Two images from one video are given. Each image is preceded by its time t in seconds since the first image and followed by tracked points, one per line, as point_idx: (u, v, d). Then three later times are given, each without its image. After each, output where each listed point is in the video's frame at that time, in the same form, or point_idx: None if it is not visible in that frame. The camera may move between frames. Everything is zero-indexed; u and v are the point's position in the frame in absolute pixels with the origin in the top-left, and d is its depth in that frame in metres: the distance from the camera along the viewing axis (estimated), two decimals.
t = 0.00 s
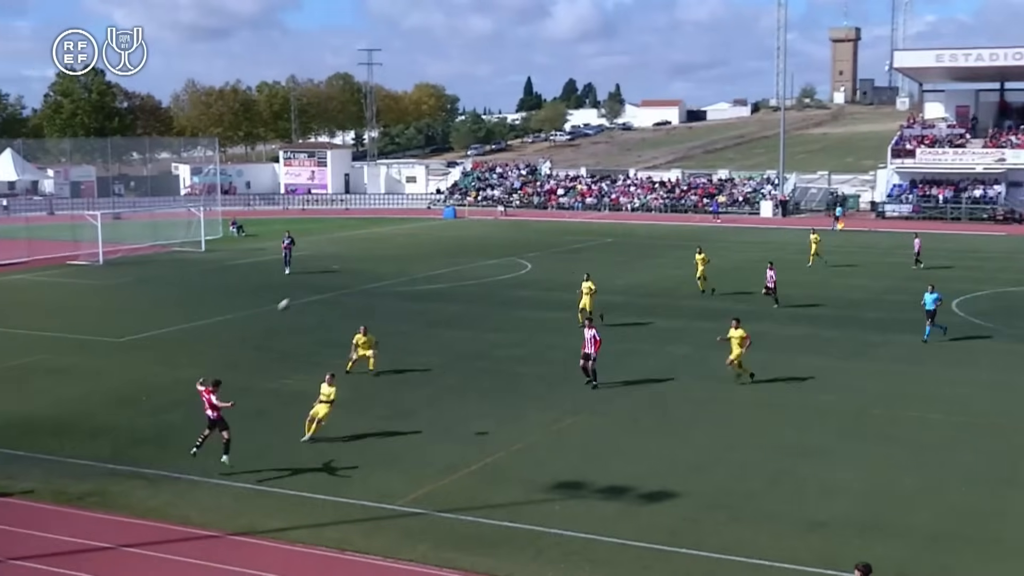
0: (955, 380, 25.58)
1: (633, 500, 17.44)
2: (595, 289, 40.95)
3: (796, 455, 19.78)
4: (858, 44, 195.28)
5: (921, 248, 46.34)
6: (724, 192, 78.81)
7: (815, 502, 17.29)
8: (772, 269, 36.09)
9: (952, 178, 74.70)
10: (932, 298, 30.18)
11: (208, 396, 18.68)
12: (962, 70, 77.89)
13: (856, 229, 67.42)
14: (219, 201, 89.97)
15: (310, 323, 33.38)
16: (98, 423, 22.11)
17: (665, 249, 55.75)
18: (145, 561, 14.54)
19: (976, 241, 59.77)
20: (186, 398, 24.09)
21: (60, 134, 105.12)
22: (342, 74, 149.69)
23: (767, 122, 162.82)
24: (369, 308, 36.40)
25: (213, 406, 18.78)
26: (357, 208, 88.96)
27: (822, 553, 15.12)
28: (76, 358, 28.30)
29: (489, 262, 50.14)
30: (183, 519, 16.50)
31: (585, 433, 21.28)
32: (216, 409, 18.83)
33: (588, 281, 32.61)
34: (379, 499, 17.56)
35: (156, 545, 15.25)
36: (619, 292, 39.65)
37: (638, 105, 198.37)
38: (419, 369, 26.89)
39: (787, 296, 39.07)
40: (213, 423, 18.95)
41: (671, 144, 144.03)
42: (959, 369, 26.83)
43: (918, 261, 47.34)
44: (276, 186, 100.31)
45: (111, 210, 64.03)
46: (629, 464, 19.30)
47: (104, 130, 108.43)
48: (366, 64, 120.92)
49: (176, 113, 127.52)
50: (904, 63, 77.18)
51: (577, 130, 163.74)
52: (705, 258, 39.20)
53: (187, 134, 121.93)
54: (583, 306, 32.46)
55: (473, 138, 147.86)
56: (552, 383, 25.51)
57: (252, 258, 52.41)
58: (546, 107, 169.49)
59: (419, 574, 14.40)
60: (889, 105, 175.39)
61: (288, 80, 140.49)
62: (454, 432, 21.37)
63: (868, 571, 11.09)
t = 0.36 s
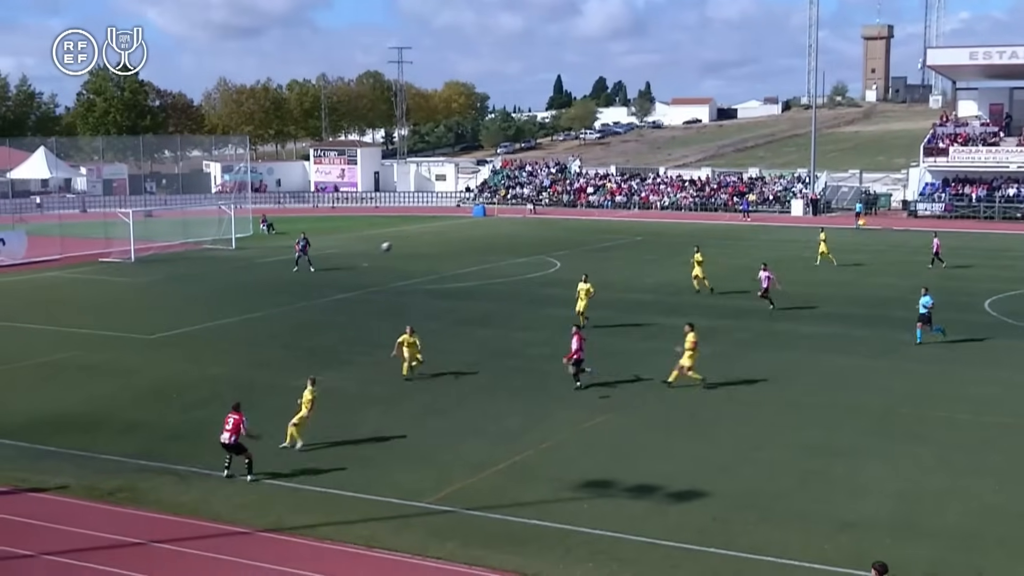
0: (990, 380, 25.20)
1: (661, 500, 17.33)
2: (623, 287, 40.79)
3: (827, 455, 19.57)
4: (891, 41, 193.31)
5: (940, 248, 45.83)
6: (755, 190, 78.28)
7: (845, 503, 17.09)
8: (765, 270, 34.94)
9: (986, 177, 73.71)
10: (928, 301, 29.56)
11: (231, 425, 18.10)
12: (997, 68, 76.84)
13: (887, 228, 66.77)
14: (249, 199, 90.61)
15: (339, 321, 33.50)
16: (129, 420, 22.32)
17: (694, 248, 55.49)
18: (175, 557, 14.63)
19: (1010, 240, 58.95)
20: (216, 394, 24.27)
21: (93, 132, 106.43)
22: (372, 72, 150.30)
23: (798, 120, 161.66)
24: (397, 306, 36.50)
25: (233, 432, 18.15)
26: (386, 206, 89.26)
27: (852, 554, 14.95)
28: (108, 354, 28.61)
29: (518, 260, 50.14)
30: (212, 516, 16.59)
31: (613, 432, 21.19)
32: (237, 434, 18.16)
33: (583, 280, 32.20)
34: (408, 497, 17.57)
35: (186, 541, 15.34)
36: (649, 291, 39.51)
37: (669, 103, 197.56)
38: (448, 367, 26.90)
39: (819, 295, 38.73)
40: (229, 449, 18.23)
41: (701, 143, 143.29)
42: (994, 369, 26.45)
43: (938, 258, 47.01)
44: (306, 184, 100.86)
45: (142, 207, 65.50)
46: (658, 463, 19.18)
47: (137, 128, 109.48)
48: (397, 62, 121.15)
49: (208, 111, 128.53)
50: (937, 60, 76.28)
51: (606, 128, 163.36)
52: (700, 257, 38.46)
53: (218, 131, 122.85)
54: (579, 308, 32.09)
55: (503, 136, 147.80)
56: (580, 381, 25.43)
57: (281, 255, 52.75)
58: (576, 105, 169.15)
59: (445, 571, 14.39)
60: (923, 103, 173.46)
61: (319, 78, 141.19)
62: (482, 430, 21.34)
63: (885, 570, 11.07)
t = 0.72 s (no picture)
0: (995, 379, 25.15)
1: (664, 498, 17.32)
2: (628, 286, 40.78)
3: (831, 454, 19.55)
4: (895, 40, 193.32)
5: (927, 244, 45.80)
6: (759, 188, 78.26)
7: (849, 502, 17.06)
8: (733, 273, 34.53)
9: (990, 175, 73.60)
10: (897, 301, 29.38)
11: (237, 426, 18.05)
12: (1002, 66, 76.67)
13: (891, 226, 66.65)
14: (253, 197, 90.62)
15: (343, 319, 33.51)
16: (132, 417, 22.32)
17: (698, 246, 55.39)
18: (180, 555, 14.62)
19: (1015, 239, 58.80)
20: (219, 393, 24.26)
21: (98, 130, 106.68)
22: (376, 70, 150.68)
23: (802, 118, 161.48)
24: (401, 304, 36.49)
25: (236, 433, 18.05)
26: (390, 204, 89.21)
27: (855, 553, 14.92)
28: (111, 352, 28.62)
29: (521, 258, 50.13)
30: (216, 514, 16.59)
31: (618, 430, 21.15)
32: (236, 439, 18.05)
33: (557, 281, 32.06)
34: (411, 495, 17.57)
35: (190, 539, 15.34)
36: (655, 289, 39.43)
37: (673, 101, 197.41)
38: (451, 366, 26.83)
39: (822, 293, 38.67)
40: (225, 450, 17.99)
41: (706, 141, 143.14)
42: (999, 368, 26.38)
43: (925, 256, 47.17)
44: (310, 182, 100.96)
45: (146, 205, 65.51)
46: (662, 461, 19.15)
47: (141, 126, 109.41)
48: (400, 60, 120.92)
49: (212, 109, 128.52)
50: (942, 58, 76.11)
51: (611, 126, 163.25)
52: (675, 252, 38.91)
53: (222, 129, 122.84)
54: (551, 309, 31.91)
55: (507, 134, 147.64)
56: (584, 380, 25.37)
57: (285, 254, 52.71)
58: (580, 103, 168.95)
59: (449, 569, 14.39)
60: (928, 100, 173.18)
61: (322, 77, 141.27)
62: (486, 429, 21.34)
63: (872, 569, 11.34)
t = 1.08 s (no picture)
0: (994, 377, 25.18)
1: (663, 496, 17.32)
2: (626, 283, 40.78)
3: (829, 451, 19.55)
4: (894, 38, 193.36)
5: (916, 240, 45.82)
6: (758, 186, 78.27)
7: (848, 499, 17.09)
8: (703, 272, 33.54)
9: (989, 173, 73.62)
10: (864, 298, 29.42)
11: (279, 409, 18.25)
12: (1001, 64, 76.65)
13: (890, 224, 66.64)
14: (253, 194, 90.61)
15: (341, 317, 33.49)
16: (132, 415, 22.34)
17: (698, 244, 55.40)
18: (180, 553, 14.63)
19: (1013, 236, 58.80)
20: (218, 390, 24.28)
21: (96, 128, 106.69)
22: (376, 68, 150.84)
23: (800, 116, 161.46)
24: (400, 302, 36.48)
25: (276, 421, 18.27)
26: (389, 202, 89.21)
27: (853, 551, 14.92)
28: (111, 350, 28.64)
29: (521, 256, 50.08)
30: (216, 512, 16.60)
31: (618, 428, 21.16)
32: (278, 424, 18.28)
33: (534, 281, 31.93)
34: (411, 493, 17.58)
35: (189, 537, 15.35)
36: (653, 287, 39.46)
37: (673, 99, 197.45)
38: (450, 364, 26.84)
39: (822, 291, 38.68)
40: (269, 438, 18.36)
41: (705, 139, 143.09)
42: (998, 365, 26.40)
43: (912, 253, 47.28)
44: (309, 179, 100.99)
45: (145, 203, 65.50)
46: (660, 459, 19.14)
47: (140, 124, 109.36)
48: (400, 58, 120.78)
49: (211, 107, 128.51)
50: (941, 56, 76.10)
51: (610, 125, 163.19)
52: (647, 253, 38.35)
53: (221, 127, 122.83)
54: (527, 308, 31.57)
55: (506, 132, 147.56)
56: (583, 378, 25.38)
57: (285, 252, 52.69)
58: (580, 100, 168.91)
59: (449, 567, 14.41)
60: (927, 98, 173.09)
61: (321, 74, 141.22)
62: (485, 426, 21.32)
63: (858, 561, 11.39)
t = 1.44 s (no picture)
0: (992, 373, 25.19)
1: (660, 492, 17.35)
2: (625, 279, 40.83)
3: (827, 447, 19.58)
4: (892, 34, 193.40)
5: (899, 236, 46.01)
6: (756, 183, 78.32)
7: (846, 495, 17.11)
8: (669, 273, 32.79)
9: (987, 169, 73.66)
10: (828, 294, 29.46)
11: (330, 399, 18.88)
12: (999, 60, 76.65)
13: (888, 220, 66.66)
14: (251, 190, 90.59)
15: (340, 313, 33.50)
16: (131, 412, 22.36)
17: (697, 240, 55.46)
18: (178, 549, 14.64)
19: (1011, 232, 58.82)
20: (217, 387, 24.30)
21: (94, 124, 106.72)
22: (375, 64, 150.81)
23: (799, 113, 161.38)
24: (399, 298, 36.49)
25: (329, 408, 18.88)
26: (387, 198, 89.20)
27: (849, 547, 14.96)
28: (110, 346, 28.65)
29: (520, 252, 50.12)
30: (215, 509, 16.61)
31: (616, 424, 21.18)
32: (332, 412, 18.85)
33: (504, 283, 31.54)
34: (410, 489, 17.59)
35: (187, 533, 15.35)
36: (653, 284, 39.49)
37: (671, 95, 197.46)
38: (448, 360, 26.84)
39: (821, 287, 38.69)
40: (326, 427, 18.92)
41: (703, 135, 143.11)
42: (996, 361, 26.42)
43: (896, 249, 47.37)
44: (307, 176, 100.97)
45: (144, 199, 65.39)
46: (660, 456, 19.17)
47: (138, 120, 109.30)
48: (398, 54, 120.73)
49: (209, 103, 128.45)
50: (939, 53, 76.10)
51: (609, 121, 163.12)
52: (618, 251, 38.30)
53: (219, 124, 122.81)
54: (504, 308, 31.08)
55: (504, 128, 147.47)
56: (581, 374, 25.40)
57: (283, 248, 52.71)
58: (578, 96, 168.90)
59: (448, 563, 14.42)
60: (925, 95, 173.02)
61: (320, 71, 141.15)
62: (484, 422, 21.36)
63: (842, 554, 11.52)
